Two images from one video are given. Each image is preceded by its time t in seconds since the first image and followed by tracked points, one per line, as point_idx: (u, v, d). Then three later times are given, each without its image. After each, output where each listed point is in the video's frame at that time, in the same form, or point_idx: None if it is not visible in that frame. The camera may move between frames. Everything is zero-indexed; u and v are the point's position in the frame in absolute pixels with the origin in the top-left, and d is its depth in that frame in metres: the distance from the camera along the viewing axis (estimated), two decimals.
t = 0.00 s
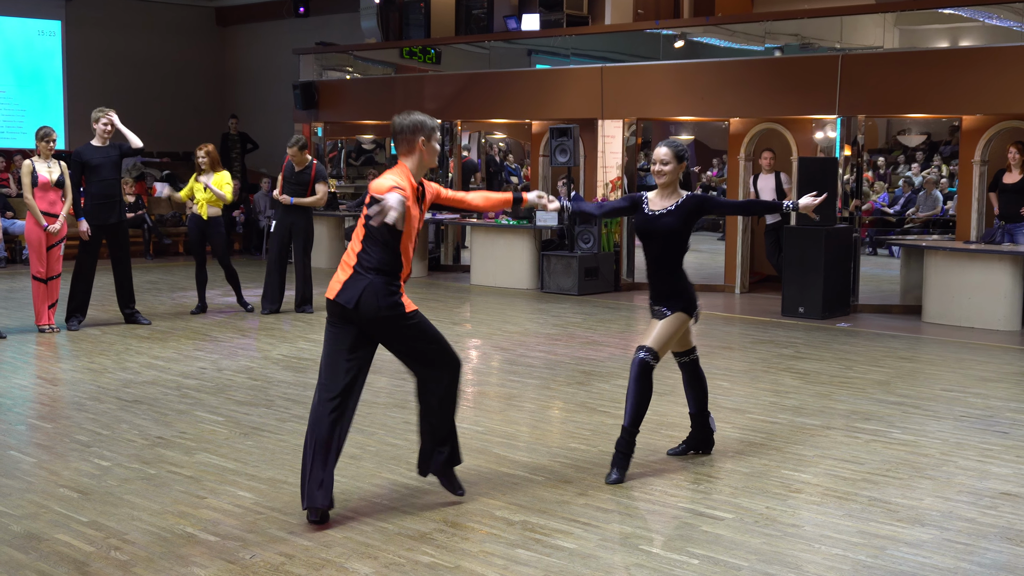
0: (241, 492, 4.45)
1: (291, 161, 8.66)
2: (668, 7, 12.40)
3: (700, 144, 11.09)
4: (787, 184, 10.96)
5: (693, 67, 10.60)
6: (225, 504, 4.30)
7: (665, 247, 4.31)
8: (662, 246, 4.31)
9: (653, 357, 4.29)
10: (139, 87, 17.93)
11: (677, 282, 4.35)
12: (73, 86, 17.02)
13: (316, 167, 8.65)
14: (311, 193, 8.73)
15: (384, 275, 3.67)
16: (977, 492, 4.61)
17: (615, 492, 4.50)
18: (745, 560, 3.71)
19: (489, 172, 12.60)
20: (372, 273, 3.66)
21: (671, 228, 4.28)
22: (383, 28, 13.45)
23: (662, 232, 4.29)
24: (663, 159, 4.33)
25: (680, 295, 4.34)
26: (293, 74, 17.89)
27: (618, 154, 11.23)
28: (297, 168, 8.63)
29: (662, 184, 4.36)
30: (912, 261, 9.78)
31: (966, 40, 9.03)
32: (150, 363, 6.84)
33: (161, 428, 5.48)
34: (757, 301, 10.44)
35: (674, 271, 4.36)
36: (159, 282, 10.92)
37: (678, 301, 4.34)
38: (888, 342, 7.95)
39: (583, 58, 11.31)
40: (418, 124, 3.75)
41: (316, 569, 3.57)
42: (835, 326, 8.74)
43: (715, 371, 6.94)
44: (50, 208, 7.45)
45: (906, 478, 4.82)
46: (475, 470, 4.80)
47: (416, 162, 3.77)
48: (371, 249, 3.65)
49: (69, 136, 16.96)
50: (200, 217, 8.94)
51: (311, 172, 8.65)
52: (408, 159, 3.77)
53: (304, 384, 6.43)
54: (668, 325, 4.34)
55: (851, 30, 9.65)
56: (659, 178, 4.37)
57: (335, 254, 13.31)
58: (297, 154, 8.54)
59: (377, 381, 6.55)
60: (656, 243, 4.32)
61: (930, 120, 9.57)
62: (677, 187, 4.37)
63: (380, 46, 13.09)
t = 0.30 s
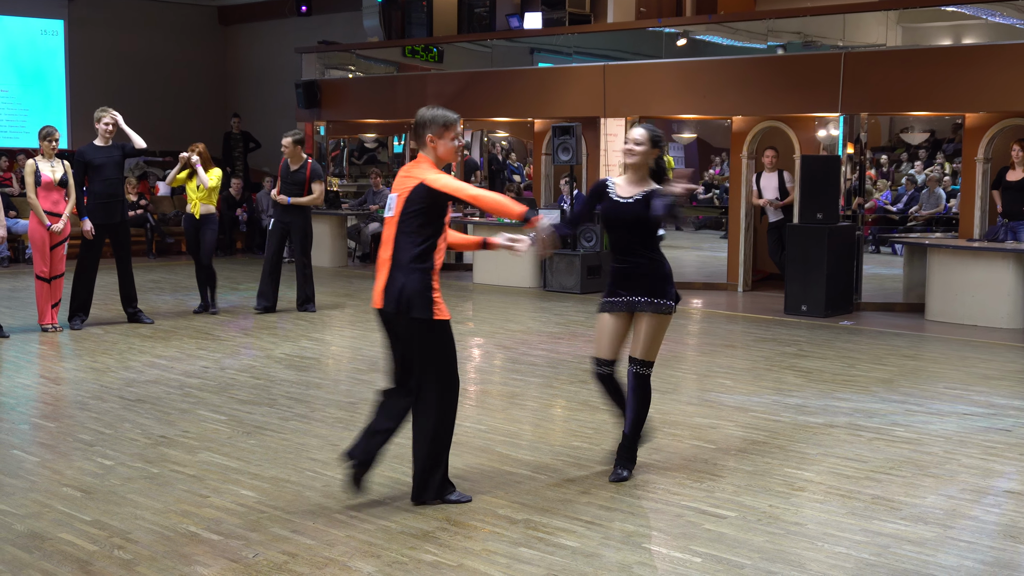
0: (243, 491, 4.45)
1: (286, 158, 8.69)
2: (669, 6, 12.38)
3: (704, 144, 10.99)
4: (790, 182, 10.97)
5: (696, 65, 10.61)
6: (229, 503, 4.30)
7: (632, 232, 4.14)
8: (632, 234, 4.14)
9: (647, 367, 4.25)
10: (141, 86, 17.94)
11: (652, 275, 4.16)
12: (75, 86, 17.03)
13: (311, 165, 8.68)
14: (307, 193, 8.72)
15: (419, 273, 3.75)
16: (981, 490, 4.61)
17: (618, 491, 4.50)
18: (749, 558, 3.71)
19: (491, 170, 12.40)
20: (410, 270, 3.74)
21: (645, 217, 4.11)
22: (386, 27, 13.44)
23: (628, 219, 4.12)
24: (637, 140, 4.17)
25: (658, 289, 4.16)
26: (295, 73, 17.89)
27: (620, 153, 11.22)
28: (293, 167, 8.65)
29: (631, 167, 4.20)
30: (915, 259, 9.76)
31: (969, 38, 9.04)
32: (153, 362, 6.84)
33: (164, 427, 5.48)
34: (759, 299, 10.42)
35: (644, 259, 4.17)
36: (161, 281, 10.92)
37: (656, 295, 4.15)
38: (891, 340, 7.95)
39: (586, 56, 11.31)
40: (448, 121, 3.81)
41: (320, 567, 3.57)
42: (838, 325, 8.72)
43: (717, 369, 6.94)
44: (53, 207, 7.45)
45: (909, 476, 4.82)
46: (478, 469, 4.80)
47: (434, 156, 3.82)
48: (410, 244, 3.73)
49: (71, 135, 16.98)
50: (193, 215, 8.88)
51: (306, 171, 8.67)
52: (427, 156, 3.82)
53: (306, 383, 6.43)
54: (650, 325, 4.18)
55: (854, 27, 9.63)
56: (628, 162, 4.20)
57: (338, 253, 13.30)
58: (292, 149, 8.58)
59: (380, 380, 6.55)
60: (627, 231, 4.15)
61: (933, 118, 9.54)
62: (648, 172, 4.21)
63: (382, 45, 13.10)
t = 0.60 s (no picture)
0: (244, 488, 4.45)
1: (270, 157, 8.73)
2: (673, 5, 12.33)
3: (705, 143, 11.00)
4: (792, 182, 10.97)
5: (699, 64, 10.62)
6: (229, 500, 4.30)
7: (577, 237, 3.89)
8: (576, 239, 3.89)
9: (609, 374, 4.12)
10: (143, 84, 17.94)
11: (592, 282, 3.97)
12: (78, 83, 17.04)
13: (296, 161, 8.71)
14: (295, 189, 8.77)
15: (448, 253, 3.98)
16: (982, 490, 4.61)
17: (619, 489, 4.50)
18: (749, 557, 3.71)
19: (493, 168, 12.35)
20: (436, 256, 3.97)
21: (589, 214, 3.87)
22: (388, 24, 13.41)
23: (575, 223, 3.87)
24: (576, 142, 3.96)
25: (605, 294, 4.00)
26: (297, 71, 17.89)
27: (623, 151, 11.18)
28: (278, 164, 8.69)
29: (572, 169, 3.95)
30: (917, 258, 9.76)
31: (972, 37, 9.05)
32: (155, 360, 6.84)
33: (165, 425, 5.48)
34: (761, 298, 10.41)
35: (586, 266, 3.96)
36: (163, 279, 10.93)
37: (601, 303, 3.98)
38: (892, 340, 7.94)
39: (588, 55, 11.29)
40: (465, 121, 3.93)
41: (321, 565, 3.58)
42: (840, 324, 8.72)
43: (719, 368, 6.94)
44: (54, 204, 7.45)
45: (910, 476, 4.82)
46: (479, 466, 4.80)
47: (449, 154, 3.96)
48: (435, 233, 3.98)
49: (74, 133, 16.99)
50: (189, 212, 8.92)
51: (292, 167, 8.70)
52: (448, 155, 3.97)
53: (307, 380, 6.43)
54: (600, 333, 4.02)
55: (857, 26, 9.61)
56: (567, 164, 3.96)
57: (339, 250, 13.29)
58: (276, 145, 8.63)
59: (381, 378, 6.55)
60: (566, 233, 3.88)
61: (935, 117, 9.51)
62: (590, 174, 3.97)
63: (384, 43, 13.10)
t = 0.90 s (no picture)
0: (247, 488, 4.45)
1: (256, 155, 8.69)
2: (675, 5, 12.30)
3: (708, 142, 10.99)
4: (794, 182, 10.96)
5: (701, 65, 10.62)
6: (232, 500, 4.30)
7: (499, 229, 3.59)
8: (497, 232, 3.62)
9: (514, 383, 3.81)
10: (145, 84, 17.94)
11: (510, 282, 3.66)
12: (79, 83, 17.04)
13: (280, 156, 8.64)
14: (283, 183, 8.70)
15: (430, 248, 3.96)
16: (984, 490, 4.60)
17: (621, 489, 4.50)
18: (752, 558, 3.71)
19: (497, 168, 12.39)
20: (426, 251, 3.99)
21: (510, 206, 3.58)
22: (390, 25, 13.43)
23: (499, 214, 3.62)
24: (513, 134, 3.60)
25: (484, 304, 3.61)
26: (299, 71, 17.90)
27: (625, 151, 11.23)
28: (264, 161, 8.65)
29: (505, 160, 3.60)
30: (919, 259, 9.76)
31: (974, 37, 9.06)
32: (157, 360, 6.84)
33: (167, 425, 5.48)
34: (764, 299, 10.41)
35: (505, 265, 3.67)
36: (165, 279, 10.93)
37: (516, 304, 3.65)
38: (895, 340, 7.95)
39: (591, 55, 11.30)
40: (487, 117, 3.73)
41: (323, 565, 3.58)
42: (842, 324, 8.72)
43: (721, 368, 6.94)
44: (57, 205, 7.46)
45: (913, 476, 4.82)
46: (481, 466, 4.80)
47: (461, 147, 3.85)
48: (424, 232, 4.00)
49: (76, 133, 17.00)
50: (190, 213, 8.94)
51: (277, 162, 8.63)
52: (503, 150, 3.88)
53: (310, 381, 6.43)
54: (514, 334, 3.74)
55: (859, 25, 9.62)
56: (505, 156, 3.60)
57: (341, 251, 13.29)
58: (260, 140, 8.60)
59: (384, 378, 6.55)
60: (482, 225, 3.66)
61: (937, 117, 9.51)
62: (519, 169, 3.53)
63: (386, 44, 13.11)
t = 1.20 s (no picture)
0: (251, 490, 4.45)
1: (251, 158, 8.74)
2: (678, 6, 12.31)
3: (710, 143, 11.02)
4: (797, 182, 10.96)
5: (703, 65, 10.62)
6: (235, 501, 4.30)
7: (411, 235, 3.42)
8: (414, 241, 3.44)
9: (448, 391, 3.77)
10: (148, 85, 17.95)
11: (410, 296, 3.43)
12: (81, 84, 17.04)
13: (274, 158, 8.66)
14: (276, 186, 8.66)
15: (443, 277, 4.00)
16: (988, 491, 4.60)
17: (624, 490, 4.50)
18: (755, 558, 3.71)
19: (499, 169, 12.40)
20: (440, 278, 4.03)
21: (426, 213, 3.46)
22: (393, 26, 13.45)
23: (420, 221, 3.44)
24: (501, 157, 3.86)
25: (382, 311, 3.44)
26: (301, 72, 17.90)
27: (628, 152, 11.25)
28: (258, 162, 8.68)
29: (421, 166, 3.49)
30: (922, 259, 9.72)
31: (977, 38, 9.05)
32: (160, 361, 6.85)
33: (171, 426, 5.48)
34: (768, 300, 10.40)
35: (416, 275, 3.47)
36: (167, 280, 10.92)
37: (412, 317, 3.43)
38: (898, 341, 7.94)
39: (593, 56, 11.31)
40: (508, 141, 3.88)
41: (327, 566, 3.58)
42: (845, 325, 8.72)
43: (724, 369, 6.94)
44: (59, 207, 7.46)
45: (916, 477, 4.82)
46: (484, 468, 4.80)
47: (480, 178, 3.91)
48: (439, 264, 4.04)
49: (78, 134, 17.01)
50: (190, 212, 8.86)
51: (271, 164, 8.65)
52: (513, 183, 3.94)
53: (313, 382, 6.43)
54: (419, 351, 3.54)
55: (862, 27, 9.65)
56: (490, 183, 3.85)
57: (344, 252, 13.28)
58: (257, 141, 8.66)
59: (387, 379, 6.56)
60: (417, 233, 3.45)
61: (939, 119, 9.53)
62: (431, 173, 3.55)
63: (389, 45, 13.12)
